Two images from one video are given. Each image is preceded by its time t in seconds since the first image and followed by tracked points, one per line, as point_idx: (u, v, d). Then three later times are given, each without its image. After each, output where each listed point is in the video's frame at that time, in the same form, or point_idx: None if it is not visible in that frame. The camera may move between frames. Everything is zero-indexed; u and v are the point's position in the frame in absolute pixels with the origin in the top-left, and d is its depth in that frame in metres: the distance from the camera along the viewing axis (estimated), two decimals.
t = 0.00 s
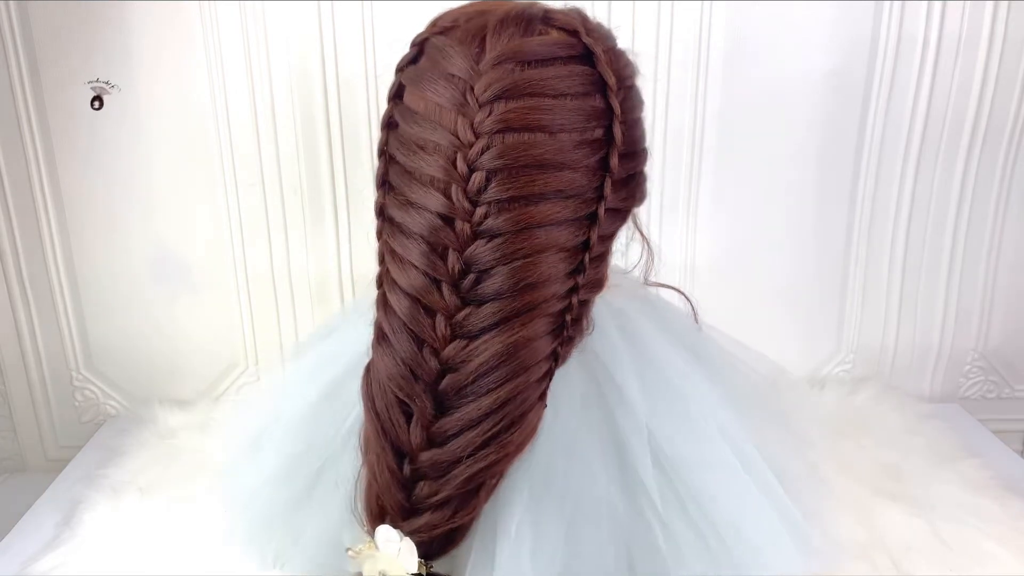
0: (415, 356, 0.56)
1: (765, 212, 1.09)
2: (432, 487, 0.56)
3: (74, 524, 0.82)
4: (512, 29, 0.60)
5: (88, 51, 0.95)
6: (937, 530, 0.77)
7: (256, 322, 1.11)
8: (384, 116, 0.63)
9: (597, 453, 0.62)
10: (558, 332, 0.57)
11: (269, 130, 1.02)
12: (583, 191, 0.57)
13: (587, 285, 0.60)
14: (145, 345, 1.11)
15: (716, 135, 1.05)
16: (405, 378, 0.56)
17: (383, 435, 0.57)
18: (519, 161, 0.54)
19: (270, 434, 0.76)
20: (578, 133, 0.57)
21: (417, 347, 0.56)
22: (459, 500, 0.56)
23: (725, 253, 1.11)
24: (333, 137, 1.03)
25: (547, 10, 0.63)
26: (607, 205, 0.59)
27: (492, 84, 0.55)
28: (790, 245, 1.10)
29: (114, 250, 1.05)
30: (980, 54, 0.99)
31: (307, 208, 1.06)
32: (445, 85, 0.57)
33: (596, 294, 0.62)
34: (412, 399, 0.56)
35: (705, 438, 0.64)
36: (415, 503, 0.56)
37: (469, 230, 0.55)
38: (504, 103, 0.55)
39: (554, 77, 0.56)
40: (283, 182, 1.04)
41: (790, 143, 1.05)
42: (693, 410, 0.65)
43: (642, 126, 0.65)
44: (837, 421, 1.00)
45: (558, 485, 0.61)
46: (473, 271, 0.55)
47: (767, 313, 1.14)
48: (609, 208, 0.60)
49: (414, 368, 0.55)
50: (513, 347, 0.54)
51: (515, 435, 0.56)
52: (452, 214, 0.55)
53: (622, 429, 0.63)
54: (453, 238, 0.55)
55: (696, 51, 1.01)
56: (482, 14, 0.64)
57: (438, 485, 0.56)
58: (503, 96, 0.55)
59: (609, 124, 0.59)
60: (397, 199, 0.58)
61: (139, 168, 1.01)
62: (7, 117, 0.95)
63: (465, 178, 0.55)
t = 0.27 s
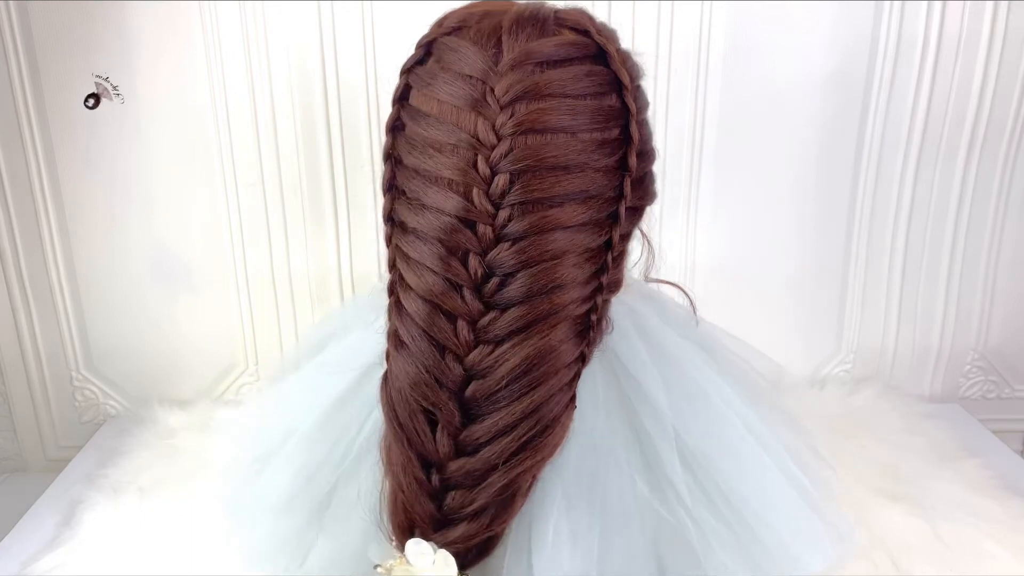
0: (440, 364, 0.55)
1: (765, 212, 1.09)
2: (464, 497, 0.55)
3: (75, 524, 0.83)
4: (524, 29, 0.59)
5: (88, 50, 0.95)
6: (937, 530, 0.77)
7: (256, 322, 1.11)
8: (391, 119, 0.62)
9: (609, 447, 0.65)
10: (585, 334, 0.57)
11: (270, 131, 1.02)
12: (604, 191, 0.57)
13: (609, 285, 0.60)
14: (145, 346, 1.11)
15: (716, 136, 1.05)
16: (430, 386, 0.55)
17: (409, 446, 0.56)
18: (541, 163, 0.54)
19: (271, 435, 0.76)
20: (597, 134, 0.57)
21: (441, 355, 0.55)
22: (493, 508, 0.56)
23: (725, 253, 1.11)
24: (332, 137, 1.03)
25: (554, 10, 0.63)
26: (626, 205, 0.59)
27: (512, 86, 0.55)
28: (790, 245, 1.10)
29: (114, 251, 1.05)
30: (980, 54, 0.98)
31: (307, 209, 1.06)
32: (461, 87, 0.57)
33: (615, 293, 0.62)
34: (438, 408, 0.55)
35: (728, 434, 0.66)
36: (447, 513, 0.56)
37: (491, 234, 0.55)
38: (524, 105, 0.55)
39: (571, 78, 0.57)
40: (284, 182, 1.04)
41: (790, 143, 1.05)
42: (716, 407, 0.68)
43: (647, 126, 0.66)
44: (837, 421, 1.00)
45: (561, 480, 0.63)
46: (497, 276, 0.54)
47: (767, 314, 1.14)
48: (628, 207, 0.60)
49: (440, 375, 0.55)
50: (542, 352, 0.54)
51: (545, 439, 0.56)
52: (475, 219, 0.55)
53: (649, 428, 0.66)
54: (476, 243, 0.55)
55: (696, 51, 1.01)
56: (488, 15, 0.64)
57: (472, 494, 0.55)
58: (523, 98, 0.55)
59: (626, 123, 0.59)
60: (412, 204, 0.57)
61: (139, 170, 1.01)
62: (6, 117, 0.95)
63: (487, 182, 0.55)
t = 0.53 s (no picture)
0: (456, 366, 0.55)
1: (765, 212, 1.09)
2: (485, 501, 0.54)
3: (74, 524, 0.83)
4: (532, 30, 0.60)
5: (87, 51, 0.95)
6: (937, 530, 0.77)
7: (256, 322, 1.11)
8: (398, 121, 0.61)
9: (622, 446, 0.65)
10: (600, 333, 0.57)
11: (270, 131, 1.02)
12: (616, 190, 0.57)
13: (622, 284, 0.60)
14: (145, 346, 1.11)
15: (716, 136, 1.05)
16: (447, 389, 0.55)
17: (426, 452, 0.55)
18: (556, 163, 0.55)
19: (270, 435, 0.76)
20: (609, 132, 0.57)
21: (457, 357, 0.55)
22: (515, 513, 0.55)
23: (725, 253, 1.11)
24: (333, 137, 1.03)
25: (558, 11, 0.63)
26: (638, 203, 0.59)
27: (524, 86, 0.55)
28: (790, 245, 1.10)
29: (114, 251, 1.05)
30: (980, 54, 0.98)
31: (307, 209, 1.06)
32: (472, 88, 0.57)
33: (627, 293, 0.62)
34: (456, 411, 0.55)
35: (740, 431, 0.68)
36: (468, 519, 0.55)
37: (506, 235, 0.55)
38: (536, 105, 0.55)
39: (582, 78, 0.57)
40: (284, 182, 1.04)
41: (790, 143, 1.05)
42: (727, 404, 0.69)
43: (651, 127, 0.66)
44: (837, 421, 1.00)
45: (569, 480, 0.63)
46: (512, 277, 0.54)
47: (767, 314, 1.14)
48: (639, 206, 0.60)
49: (456, 378, 0.54)
50: (561, 351, 0.54)
51: (563, 439, 0.56)
52: (490, 220, 0.55)
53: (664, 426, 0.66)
54: (490, 244, 0.55)
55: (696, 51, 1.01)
56: (492, 16, 0.64)
57: (493, 498, 0.54)
58: (535, 98, 0.55)
59: (637, 121, 0.59)
60: (423, 206, 0.57)
61: (139, 170, 1.01)
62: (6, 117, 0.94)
63: (501, 183, 0.55)
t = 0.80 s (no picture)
0: (457, 366, 0.55)
1: (765, 212, 1.09)
2: (487, 501, 0.54)
3: (74, 524, 0.83)
4: (532, 30, 0.60)
5: (86, 51, 0.95)
6: (937, 530, 0.77)
7: (256, 322, 1.11)
8: (398, 121, 0.61)
9: (623, 447, 0.65)
10: (601, 332, 0.57)
11: (270, 131, 1.02)
12: (617, 190, 0.57)
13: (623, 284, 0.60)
14: (145, 346, 1.11)
15: (716, 136, 1.05)
16: (448, 389, 0.55)
17: (427, 452, 0.55)
18: (557, 163, 0.55)
19: (270, 435, 0.76)
20: (610, 132, 0.57)
21: (458, 357, 0.55)
22: (516, 513, 0.55)
23: (725, 253, 1.11)
24: (333, 137, 1.03)
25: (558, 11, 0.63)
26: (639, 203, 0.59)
27: (524, 86, 0.55)
28: (790, 245, 1.10)
29: (114, 251, 1.05)
30: (980, 54, 0.98)
31: (307, 209, 1.06)
32: (472, 88, 0.57)
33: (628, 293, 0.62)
34: (457, 411, 0.55)
35: (743, 430, 0.68)
36: (469, 518, 0.55)
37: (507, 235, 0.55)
38: (536, 105, 0.55)
39: (582, 78, 0.57)
40: (284, 182, 1.04)
41: (790, 143, 1.05)
42: (728, 404, 0.69)
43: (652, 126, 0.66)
44: (837, 421, 1.00)
45: (569, 480, 0.63)
46: (513, 277, 0.54)
47: (767, 314, 1.14)
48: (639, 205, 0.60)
49: (457, 378, 0.55)
50: (562, 351, 0.54)
51: (565, 439, 0.56)
52: (491, 220, 0.55)
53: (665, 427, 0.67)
54: (492, 244, 0.55)
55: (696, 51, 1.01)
56: (492, 15, 0.64)
57: (494, 498, 0.54)
58: (536, 98, 0.55)
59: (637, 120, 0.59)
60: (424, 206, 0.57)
61: (139, 171, 1.01)
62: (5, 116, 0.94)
63: (502, 183, 0.55)
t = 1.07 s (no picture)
0: (457, 366, 0.55)
1: (765, 212, 1.09)
2: (486, 500, 0.54)
3: (74, 524, 0.83)
4: (532, 29, 0.60)
5: (86, 50, 0.95)
6: (937, 530, 0.77)
7: (256, 323, 1.11)
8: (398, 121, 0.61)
9: (623, 447, 0.65)
10: (600, 332, 0.57)
11: (270, 131, 1.02)
12: (617, 190, 0.57)
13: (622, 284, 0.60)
14: (145, 347, 1.11)
15: (716, 135, 1.05)
16: (447, 389, 0.55)
17: (426, 451, 0.55)
18: (556, 163, 0.55)
19: (270, 435, 0.76)
20: (609, 132, 0.57)
21: (458, 356, 0.55)
22: (515, 512, 0.55)
23: (724, 253, 1.11)
24: (332, 137, 1.03)
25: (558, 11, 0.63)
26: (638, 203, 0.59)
27: (524, 85, 0.55)
28: (789, 245, 1.10)
29: (114, 251, 1.05)
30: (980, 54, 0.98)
31: (307, 208, 1.06)
32: (471, 88, 0.57)
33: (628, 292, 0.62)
34: (457, 410, 0.55)
35: (744, 431, 0.68)
36: (468, 518, 0.55)
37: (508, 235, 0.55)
38: (536, 105, 0.55)
39: (582, 77, 0.57)
40: (284, 182, 1.04)
41: (790, 143, 1.05)
42: (728, 404, 0.69)
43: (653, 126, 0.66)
44: (836, 421, 1.00)
45: (569, 480, 0.63)
46: (513, 277, 0.54)
47: (767, 313, 1.14)
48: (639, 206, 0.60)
49: (457, 378, 0.55)
50: (562, 350, 0.54)
51: (565, 439, 0.56)
52: (490, 220, 0.55)
53: (665, 427, 0.67)
54: (491, 244, 0.55)
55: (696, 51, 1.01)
56: (491, 15, 0.64)
57: (494, 498, 0.54)
58: (535, 98, 0.55)
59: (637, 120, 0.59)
60: (423, 206, 0.57)
61: (139, 171, 1.01)
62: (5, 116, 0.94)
63: (502, 183, 0.55)
